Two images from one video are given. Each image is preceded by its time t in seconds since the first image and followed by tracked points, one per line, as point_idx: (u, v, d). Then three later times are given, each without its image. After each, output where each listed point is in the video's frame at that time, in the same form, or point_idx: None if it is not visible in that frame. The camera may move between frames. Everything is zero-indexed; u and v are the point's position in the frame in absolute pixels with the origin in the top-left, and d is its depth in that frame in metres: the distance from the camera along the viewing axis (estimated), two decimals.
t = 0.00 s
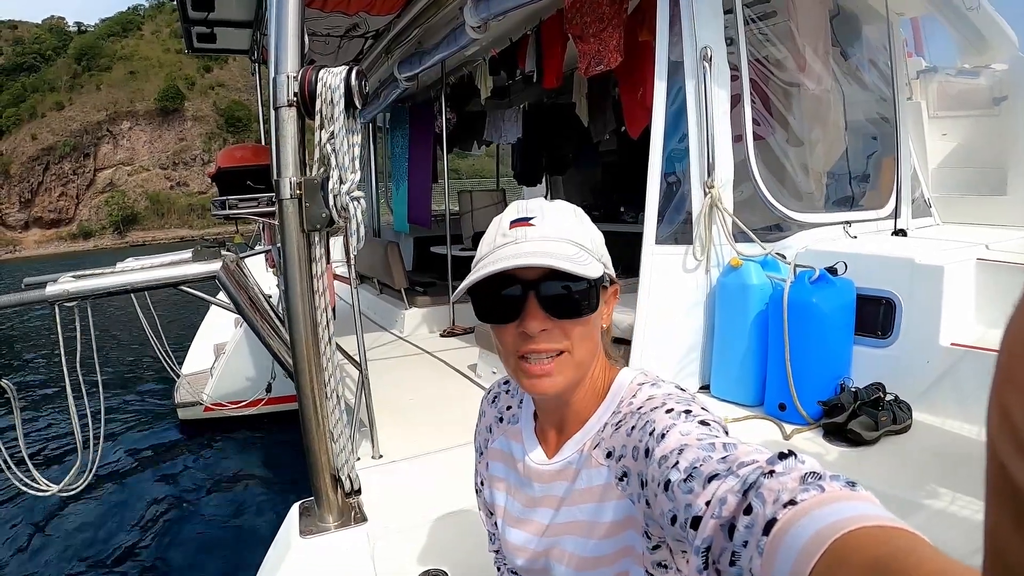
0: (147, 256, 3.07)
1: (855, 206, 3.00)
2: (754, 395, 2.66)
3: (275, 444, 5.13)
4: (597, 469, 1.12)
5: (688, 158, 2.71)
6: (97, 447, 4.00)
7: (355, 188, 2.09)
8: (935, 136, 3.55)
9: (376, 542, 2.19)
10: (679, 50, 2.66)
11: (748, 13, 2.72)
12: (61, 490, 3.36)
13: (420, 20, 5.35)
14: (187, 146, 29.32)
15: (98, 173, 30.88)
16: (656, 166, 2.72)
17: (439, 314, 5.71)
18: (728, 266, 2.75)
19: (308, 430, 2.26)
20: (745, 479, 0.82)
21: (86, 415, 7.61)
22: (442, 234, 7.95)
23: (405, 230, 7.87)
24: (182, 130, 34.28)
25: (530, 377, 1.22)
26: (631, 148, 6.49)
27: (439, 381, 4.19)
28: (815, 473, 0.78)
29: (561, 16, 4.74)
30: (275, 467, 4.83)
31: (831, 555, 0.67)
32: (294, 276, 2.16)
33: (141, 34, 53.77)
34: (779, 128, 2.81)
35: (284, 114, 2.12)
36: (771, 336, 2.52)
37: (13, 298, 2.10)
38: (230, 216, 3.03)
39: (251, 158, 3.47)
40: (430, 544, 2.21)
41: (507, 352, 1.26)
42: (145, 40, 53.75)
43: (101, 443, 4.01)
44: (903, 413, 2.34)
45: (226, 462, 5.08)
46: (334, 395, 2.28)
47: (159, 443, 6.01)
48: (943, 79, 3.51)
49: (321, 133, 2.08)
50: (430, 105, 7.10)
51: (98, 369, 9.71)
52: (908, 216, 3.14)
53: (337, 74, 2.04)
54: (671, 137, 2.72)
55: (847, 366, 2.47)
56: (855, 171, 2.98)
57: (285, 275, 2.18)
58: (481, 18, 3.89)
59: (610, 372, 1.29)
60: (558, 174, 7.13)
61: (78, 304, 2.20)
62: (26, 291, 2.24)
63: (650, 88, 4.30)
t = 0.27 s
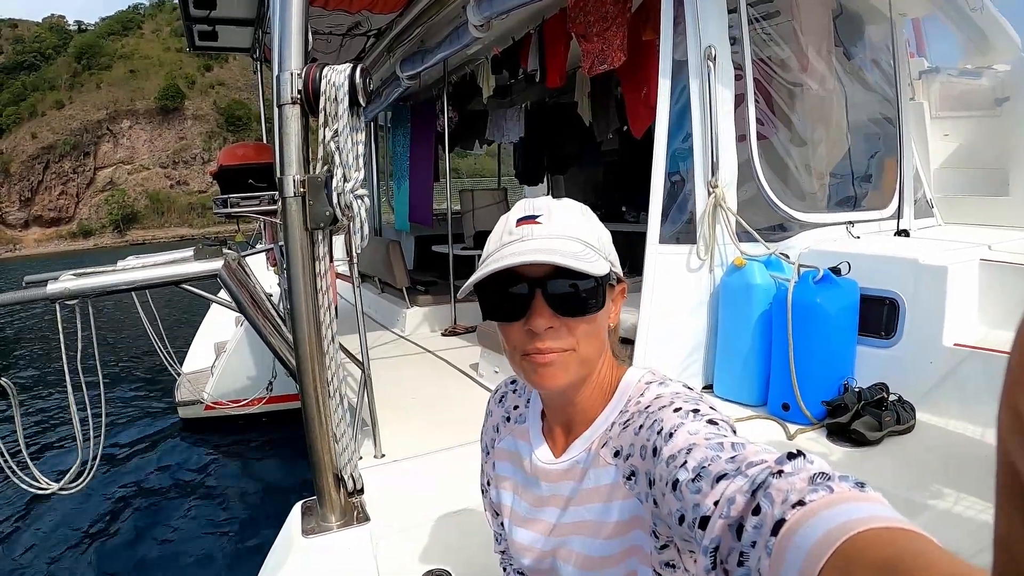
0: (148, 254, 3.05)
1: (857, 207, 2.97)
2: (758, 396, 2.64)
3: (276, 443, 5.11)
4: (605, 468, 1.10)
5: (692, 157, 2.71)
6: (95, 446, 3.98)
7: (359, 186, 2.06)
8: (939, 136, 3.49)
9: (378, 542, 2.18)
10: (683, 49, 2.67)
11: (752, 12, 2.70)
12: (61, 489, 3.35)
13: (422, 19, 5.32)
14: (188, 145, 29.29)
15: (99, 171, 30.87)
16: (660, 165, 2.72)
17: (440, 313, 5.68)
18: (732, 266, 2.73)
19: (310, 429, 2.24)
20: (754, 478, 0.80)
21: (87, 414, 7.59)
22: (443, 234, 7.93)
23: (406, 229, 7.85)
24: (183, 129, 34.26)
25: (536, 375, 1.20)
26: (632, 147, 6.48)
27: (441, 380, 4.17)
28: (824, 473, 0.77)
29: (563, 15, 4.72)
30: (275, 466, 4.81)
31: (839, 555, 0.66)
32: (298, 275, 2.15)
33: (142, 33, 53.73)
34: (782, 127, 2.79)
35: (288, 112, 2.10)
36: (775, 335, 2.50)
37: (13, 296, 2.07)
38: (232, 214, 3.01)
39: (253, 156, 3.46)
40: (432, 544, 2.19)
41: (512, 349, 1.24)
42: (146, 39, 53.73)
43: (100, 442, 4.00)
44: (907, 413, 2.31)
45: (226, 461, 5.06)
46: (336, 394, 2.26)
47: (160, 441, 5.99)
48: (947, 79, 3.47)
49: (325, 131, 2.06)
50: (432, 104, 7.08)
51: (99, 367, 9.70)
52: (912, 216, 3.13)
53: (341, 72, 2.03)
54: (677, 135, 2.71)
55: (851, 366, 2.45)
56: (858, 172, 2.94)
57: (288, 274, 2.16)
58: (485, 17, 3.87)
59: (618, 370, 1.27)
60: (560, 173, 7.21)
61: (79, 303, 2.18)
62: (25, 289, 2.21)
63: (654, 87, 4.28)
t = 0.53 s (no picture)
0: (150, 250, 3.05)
1: (859, 206, 2.95)
2: (759, 394, 2.64)
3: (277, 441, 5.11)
4: (609, 462, 1.09)
5: (694, 155, 2.71)
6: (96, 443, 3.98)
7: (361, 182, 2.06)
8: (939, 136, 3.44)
9: (379, 540, 2.17)
10: (685, 48, 2.68)
11: (754, 11, 2.70)
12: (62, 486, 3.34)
13: (424, 17, 5.32)
14: (189, 143, 29.26)
15: (101, 170, 30.88)
16: (662, 165, 2.73)
17: (441, 312, 5.68)
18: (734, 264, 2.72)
19: (311, 426, 2.24)
20: (759, 473, 0.80)
21: (88, 411, 7.59)
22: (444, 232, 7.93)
23: (407, 228, 7.85)
24: (184, 128, 34.24)
25: (535, 369, 1.20)
26: (634, 146, 6.50)
27: (442, 378, 4.16)
28: (830, 468, 0.76)
29: (566, 14, 4.72)
30: (275, 464, 4.81)
31: (844, 550, 0.66)
32: (299, 272, 2.14)
33: (143, 31, 53.71)
34: (784, 125, 2.78)
35: (291, 109, 2.10)
36: (776, 333, 2.50)
37: (14, 292, 2.06)
38: (234, 212, 3.01)
39: (254, 154, 3.45)
40: (434, 541, 2.19)
41: (511, 344, 1.24)
42: (147, 38, 53.71)
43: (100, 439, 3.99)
44: (909, 412, 2.31)
45: (228, 459, 5.06)
46: (338, 392, 2.26)
47: (161, 438, 5.99)
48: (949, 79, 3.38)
49: (327, 128, 2.06)
50: (433, 103, 7.07)
51: (100, 365, 9.71)
52: (913, 216, 3.12)
53: (343, 69, 2.03)
54: (679, 134, 2.70)
55: (853, 365, 2.44)
56: (860, 171, 2.93)
57: (290, 271, 2.16)
58: (487, 15, 3.87)
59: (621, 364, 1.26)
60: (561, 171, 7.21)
61: (80, 299, 2.17)
62: (24, 287, 2.18)
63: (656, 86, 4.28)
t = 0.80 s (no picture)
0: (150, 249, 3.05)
1: (861, 206, 2.96)
2: (758, 394, 2.63)
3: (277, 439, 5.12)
4: (606, 462, 1.09)
5: (694, 155, 2.69)
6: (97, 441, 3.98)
7: (361, 181, 2.06)
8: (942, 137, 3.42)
9: (377, 538, 2.17)
10: (685, 48, 2.66)
11: (755, 11, 2.69)
12: (63, 484, 3.35)
13: (426, 16, 5.31)
14: (191, 142, 29.27)
15: (103, 167, 30.89)
16: (662, 165, 2.70)
17: (442, 311, 5.67)
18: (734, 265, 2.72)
19: (310, 424, 2.23)
20: (757, 474, 0.80)
21: (89, 409, 7.59)
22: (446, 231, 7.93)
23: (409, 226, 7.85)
24: (186, 127, 34.26)
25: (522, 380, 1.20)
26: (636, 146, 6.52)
27: (443, 377, 4.16)
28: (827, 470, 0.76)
29: (568, 13, 4.71)
30: (276, 462, 4.81)
31: (841, 552, 0.66)
32: (297, 271, 2.15)
33: (146, 30, 53.73)
34: (785, 126, 2.78)
35: (291, 108, 2.10)
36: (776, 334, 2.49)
37: (16, 289, 2.08)
38: (235, 210, 3.00)
39: (256, 152, 3.46)
40: (431, 541, 2.19)
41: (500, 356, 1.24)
42: (150, 36, 53.73)
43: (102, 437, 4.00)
44: (908, 414, 2.31)
45: (228, 457, 5.07)
46: (337, 390, 2.26)
47: (162, 436, 6.00)
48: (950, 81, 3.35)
49: (326, 127, 2.05)
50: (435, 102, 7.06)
51: (102, 362, 9.72)
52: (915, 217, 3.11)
53: (343, 69, 2.03)
54: (679, 134, 2.69)
55: (852, 366, 2.44)
56: (861, 171, 2.92)
57: (290, 270, 2.16)
58: (488, 15, 3.86)
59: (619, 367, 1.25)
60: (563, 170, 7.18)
61: (81, 295, 2.18)
62: (30, 283, 2.23)
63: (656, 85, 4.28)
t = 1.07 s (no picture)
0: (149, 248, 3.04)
1: (863, 208, 2.95)
2: (757, 397, 2.61)
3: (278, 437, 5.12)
4: (601, 464, 1.08)
5: (694, 157, 2.65)
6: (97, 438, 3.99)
7: (358, 181, 2.07)
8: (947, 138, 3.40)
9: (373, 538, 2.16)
10: (687, 49, 2.61)
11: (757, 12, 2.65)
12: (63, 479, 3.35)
13: (429, 15, 5.30)
14: (194, 139, 29.28)
15: (106, 164, 30.97)
16: (662, 166, 2.66)
17: (443, 310, 5.65)
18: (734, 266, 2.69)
19: (308, 424, 2.21)
20: (751, 481, 0.78)
21: (91, 406, 7.60)
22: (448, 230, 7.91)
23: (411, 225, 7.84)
24: (190, 124, 34.28)
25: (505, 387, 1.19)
26: (638, 146, 6.47)
27: (443, 377, 4.15)
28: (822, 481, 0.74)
29: (570, 12, 4.69)
30: (276, 461, 4.81)
31: (834, 559, 0.64)
32: (297, 269, 2.13)
33: (150, 27, 53.75)
34: (787, 128, 2.74)
35: (289, 108, 2.08)
36: (776, 337, 2.47)
37: (17, 288, 2.07)
38: (237, 209, 3.00)
39: (257, 150, 3.45)
40: (428, 540, 2.18)
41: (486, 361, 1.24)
42: (154, 33, 53.75)
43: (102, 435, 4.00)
44: (907, 418, 2.30)
45: (228, 455, 5.07)
46: (336, 389, 2.25)
47: (163, 434, 6.00)
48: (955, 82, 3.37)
49: (325, 128, 2.04)
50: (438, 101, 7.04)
51: (104, 359, 9.74)
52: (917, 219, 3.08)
53: (342, 68, 2.03)
54: (679, 135, 2.65)
55: (851, 369, 2.40)
56: (863, 173, 2.90)
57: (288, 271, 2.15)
58: (490, 14, 3.84)
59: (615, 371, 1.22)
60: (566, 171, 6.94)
61: (83, 293, 2.16)
62: (29, 282, 2.22)
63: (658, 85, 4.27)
